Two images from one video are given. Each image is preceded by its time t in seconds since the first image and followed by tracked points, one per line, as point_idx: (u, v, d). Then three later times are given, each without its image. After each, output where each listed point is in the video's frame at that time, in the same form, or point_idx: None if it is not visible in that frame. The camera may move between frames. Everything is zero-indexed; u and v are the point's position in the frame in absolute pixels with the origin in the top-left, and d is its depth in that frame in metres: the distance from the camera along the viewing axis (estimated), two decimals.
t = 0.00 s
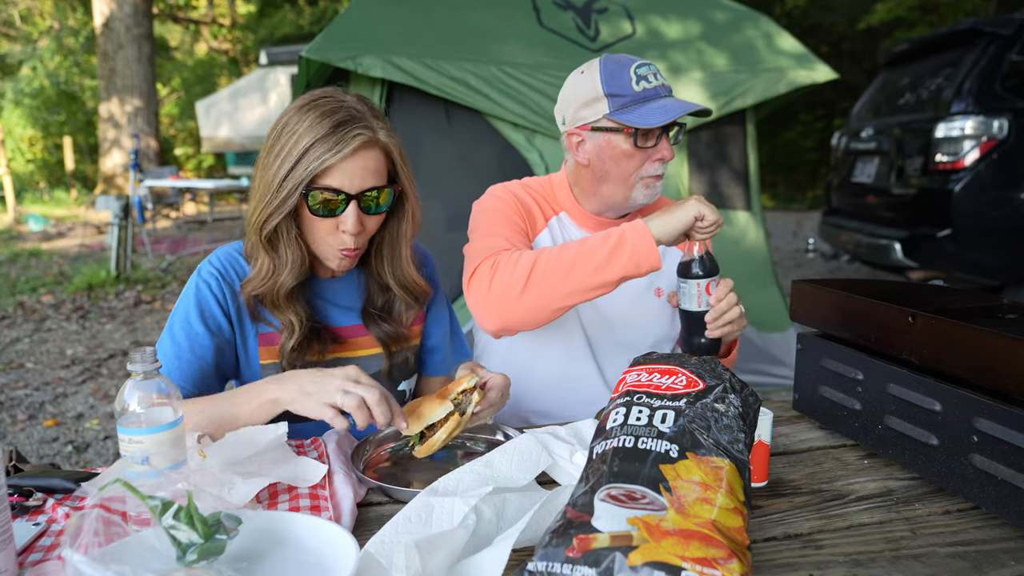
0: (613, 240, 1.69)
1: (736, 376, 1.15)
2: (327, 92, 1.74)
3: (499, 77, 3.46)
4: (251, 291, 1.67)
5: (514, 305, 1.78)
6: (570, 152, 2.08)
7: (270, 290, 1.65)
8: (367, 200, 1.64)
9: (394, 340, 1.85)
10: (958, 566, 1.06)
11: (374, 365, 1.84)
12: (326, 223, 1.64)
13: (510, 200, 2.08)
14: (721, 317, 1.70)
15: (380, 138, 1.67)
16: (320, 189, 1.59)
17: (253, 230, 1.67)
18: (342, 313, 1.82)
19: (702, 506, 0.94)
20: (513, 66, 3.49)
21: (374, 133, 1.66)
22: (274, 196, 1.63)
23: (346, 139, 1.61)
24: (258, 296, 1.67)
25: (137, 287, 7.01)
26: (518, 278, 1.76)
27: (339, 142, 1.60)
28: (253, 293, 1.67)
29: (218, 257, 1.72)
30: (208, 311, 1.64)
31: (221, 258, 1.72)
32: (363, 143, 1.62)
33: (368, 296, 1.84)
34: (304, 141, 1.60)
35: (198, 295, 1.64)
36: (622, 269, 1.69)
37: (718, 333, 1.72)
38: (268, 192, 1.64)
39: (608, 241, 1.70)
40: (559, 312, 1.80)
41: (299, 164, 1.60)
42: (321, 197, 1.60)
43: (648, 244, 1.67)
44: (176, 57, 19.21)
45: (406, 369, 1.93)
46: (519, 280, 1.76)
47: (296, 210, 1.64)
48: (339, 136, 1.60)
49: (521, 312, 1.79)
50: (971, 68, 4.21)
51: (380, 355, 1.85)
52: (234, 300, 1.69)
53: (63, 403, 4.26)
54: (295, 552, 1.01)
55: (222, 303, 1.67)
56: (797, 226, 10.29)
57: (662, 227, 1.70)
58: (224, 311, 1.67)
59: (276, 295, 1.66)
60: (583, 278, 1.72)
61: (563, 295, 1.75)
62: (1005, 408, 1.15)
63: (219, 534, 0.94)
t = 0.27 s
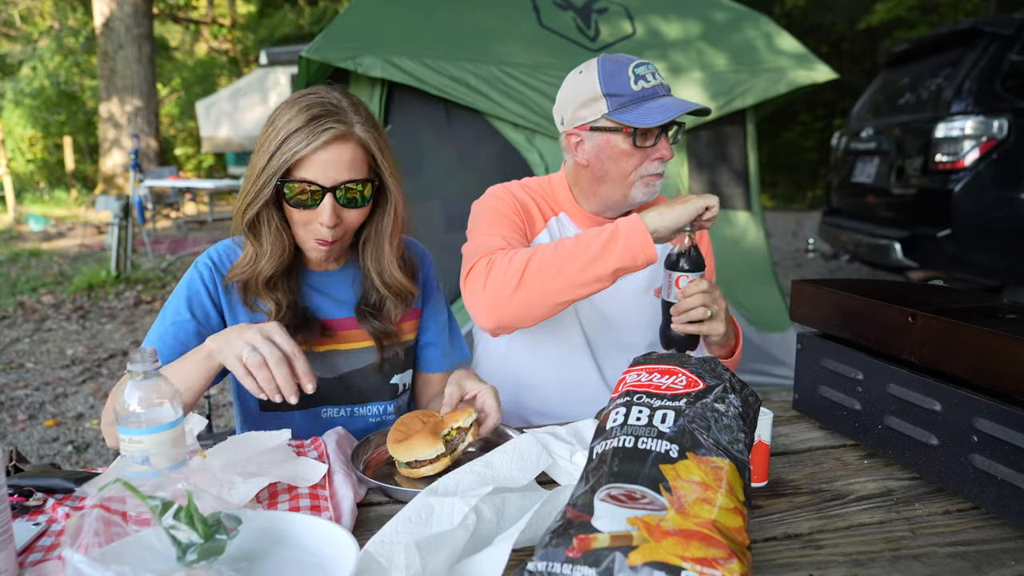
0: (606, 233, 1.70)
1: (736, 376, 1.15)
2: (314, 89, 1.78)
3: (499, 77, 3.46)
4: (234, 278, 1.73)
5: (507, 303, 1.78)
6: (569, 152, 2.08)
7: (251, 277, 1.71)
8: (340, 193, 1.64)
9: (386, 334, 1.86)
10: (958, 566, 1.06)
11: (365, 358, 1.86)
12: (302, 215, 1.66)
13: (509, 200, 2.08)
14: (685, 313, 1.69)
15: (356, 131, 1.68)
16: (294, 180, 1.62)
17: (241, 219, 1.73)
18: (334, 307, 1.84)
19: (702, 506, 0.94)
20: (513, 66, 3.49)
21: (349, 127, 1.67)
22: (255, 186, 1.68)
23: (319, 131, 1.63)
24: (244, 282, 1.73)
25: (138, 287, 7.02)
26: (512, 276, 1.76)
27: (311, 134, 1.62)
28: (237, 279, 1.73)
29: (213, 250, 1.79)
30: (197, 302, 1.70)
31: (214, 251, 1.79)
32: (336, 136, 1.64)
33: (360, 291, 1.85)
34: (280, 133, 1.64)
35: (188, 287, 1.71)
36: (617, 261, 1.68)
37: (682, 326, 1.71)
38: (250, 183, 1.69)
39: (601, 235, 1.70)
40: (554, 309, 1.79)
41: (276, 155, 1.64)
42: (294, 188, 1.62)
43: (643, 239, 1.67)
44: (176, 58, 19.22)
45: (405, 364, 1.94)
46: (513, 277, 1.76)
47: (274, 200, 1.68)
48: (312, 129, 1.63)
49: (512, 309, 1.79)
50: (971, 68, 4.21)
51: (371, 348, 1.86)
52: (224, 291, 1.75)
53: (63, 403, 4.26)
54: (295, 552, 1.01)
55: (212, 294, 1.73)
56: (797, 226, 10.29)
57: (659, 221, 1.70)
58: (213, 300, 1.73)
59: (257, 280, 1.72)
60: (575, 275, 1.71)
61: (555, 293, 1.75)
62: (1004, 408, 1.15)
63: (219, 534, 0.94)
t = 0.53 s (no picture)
0: (595, 227, 1.69)
1: (736, 375, 1.15)
2: (309, 88, 1.80)
3: (499, 77, 3.46)
4: (231, 274, 1.74)
5: (505, 307, 1.77)
6: (568, 153, 2.07)
7: (251, 271, 1.73)
8: (340, 186, 1.67)
9: (380, 324, 1.87)
10: (958, 566, 1.06)
11: (358, 354, 1.85)
12: (303, 210, 1.67)
13: (507, 201, 2.08)
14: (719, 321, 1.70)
15: (353, 127, 1.71)
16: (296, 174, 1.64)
17: (240, 215, 1.75)
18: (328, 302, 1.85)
19: (702, 505, 0.94)
20: (513, 66, 3.49)
21: (347, 122, 1.70)
22: (257, 181, 1.70)
23: (319, 127, 1.66)
24: (240, 278, 1.74)
25: (137, 287, 7.02)
26: (507, 279, 1.76)
27: (311, 129, 1.65)
28: (233, 275, 1.74)
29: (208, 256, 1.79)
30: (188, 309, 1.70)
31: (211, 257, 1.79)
32: (335, 130, 1.67)
33: (354, 282, 1.87)
34: (281, 129, 1.66)
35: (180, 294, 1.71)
36: (608, 254, 1.67)
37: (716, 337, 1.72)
38: (252, 178, 1.71)
39: (590, 230, 1.69)
40: (551, 310, 1.79)
41: (278, 150, 1.66)
42: (295, 183, 1.64)
43: (631, 228, 1.66)
44: (176, 58, 19.22)
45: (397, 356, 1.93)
46: (507, 282, 1.76)
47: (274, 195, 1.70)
48: (312, 125, 1.66)
49: (510, 312, 1.78)
50: (971, 68, 4.21)
51: (363, 343, 1.86)
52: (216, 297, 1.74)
53: (63, 403, 4.26)
54: (295, 552, 1.01)
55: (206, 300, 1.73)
56: (797, 226, 10.29)
57: (647, 210, 1.66)
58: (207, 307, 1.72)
59: (255, 275, 1.73)
60: (568, 272, 1.71)
61: (551, 294, 1.75)
62: (1004, 408, 1.15)
63: (219, 534, 0.94)
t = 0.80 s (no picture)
0: (607, 237, 1.68)
1: (736, 376, 1.15)
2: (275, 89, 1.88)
3: (499, 77, 3.46)
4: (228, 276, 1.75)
5: (514, 307, 1.76)
6: (567, 155, 2.07)
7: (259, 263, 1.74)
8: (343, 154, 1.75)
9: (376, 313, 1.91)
10: (958, 566, 1.06)
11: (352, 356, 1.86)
12: (309, 184, 1.73)
13: (507, 201, 2.08)
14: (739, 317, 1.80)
15: (336, 102, 1.81)
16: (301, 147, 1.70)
17: (240, 212, 1.75)
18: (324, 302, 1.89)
19: (702, 506, 0.94)
20: (513, 66, 3.48)
21: (331, 98, 1.80)
22: (257, 170, 1.73)
23: (309, 103, 1.75)
24: (235, 283, 1.75)
25: (137, 287, 7.02)
26: (517, 280, 1.74)
27: (303, 107, 1.73)
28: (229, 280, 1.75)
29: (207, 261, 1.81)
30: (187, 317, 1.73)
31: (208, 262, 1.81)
32: (323, 104, 1.77)
33: (349, 273, 1.92)
34: (273, 113, 1.73)
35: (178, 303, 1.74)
36: (618, 263, 1.67)
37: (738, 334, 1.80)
38: (250, 170, 1.74)
39: (602, 240, 1.69)
40: (561, 311, 1.78)
41: (275, 133, 1.72)
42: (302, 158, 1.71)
43: (642, 240, 1.65)
44: (176, 58, 19.21)
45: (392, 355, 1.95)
46: (517, 282, 1.74)
47: (279, 180, 1.74)
48: (301, 102, 1.74)
49: (521, 313, 1.77)
50: (971, 68, 4.21)
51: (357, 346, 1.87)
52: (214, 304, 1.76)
53: (63, 403, 4.26)
54: (295, 552, 1.01)
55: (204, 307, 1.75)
56: (797, 227, 10.29)
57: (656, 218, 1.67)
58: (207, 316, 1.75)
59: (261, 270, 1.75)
60: (579, 278, 1.71)
61: (561, 295, 1.73)
62: (1004, 408, 1.15)
63: (219, 534, 0.94)
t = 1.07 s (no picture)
0: (605, 235, 1.69)
1: (736, 376, 1.15)
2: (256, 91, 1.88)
3: (499, 77, 3.46)
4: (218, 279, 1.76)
5: (509, 312, 1.76)
6: (568, 155, 2.06)
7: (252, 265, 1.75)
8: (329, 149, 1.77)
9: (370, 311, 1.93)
10: (958, 566, 1.06)
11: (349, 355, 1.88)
12: (298, 180, 1.75)
13: (507, 202, 2.08)
14: (699, 315, 1.72)
15: (320, 98, 1.83)
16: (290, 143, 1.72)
17: (228, 213, 1.76)
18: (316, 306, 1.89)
19: (702, 506, 0.94)
20: (513, 66, 3.48)
21: (314, 95, 1.82)
22: (247, 169, 1.73)
23: (295, 99, 1.76)
24: (223, 290, 1.75)
25: (137, 287, 7.02)
26: (513, 284, 1.74)
27: (288, 104, 1.74)
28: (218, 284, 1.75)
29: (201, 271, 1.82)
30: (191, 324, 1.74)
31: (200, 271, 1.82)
32: (307, 100, 1.78)
33: (342, 271, 1.94)
34: (258, 112, 1.73)
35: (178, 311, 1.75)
36: (616, 264, 1.68)
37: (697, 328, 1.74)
38: (238, 170, 1.74)
39: (600, 238, 1.69)
40: (558, 313, 1.78)
41: (261, 132, 1.72)
42: (293, 155, 1.72)
43: (641, 240, 1.67)
44: (176, 58, 19.21)
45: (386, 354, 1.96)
46: (513, 286, 1.74)
47: (268, 179, 1.75)
48: (286, 100, 1.75)
49: (517, 317, 1.77)
50: (972, 68, 4.21)
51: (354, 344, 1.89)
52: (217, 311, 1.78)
53: (63, 403, 4.26)
54: (295, 552, 1.01)
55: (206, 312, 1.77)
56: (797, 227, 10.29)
57: (653, 224, 1.70)
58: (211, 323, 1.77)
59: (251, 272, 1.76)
60: (578, 279, 1.70)
61: (556, 299, 1.73)
62: (1004, 408, 1.15)
63: (219, 534, 0.94)
